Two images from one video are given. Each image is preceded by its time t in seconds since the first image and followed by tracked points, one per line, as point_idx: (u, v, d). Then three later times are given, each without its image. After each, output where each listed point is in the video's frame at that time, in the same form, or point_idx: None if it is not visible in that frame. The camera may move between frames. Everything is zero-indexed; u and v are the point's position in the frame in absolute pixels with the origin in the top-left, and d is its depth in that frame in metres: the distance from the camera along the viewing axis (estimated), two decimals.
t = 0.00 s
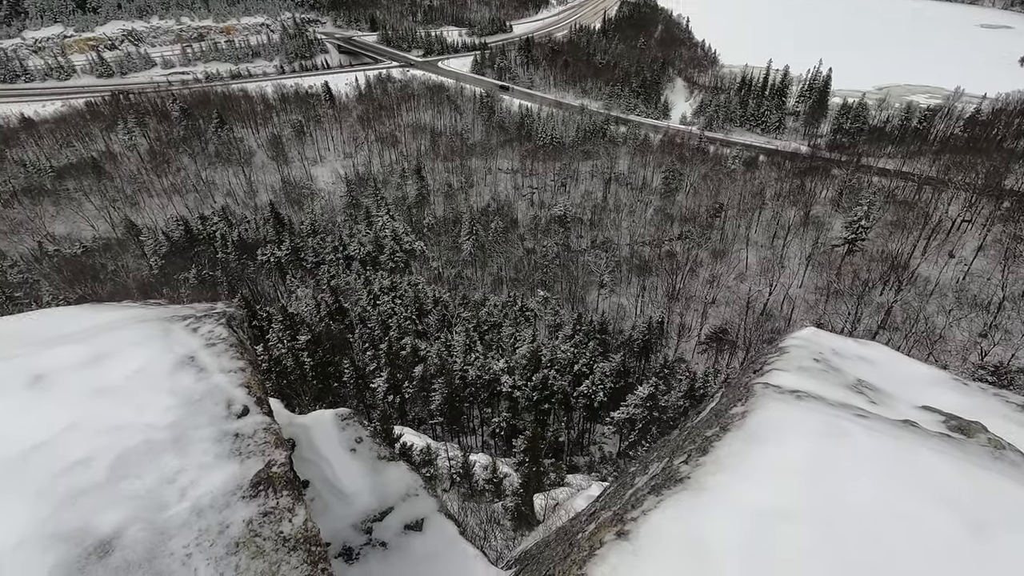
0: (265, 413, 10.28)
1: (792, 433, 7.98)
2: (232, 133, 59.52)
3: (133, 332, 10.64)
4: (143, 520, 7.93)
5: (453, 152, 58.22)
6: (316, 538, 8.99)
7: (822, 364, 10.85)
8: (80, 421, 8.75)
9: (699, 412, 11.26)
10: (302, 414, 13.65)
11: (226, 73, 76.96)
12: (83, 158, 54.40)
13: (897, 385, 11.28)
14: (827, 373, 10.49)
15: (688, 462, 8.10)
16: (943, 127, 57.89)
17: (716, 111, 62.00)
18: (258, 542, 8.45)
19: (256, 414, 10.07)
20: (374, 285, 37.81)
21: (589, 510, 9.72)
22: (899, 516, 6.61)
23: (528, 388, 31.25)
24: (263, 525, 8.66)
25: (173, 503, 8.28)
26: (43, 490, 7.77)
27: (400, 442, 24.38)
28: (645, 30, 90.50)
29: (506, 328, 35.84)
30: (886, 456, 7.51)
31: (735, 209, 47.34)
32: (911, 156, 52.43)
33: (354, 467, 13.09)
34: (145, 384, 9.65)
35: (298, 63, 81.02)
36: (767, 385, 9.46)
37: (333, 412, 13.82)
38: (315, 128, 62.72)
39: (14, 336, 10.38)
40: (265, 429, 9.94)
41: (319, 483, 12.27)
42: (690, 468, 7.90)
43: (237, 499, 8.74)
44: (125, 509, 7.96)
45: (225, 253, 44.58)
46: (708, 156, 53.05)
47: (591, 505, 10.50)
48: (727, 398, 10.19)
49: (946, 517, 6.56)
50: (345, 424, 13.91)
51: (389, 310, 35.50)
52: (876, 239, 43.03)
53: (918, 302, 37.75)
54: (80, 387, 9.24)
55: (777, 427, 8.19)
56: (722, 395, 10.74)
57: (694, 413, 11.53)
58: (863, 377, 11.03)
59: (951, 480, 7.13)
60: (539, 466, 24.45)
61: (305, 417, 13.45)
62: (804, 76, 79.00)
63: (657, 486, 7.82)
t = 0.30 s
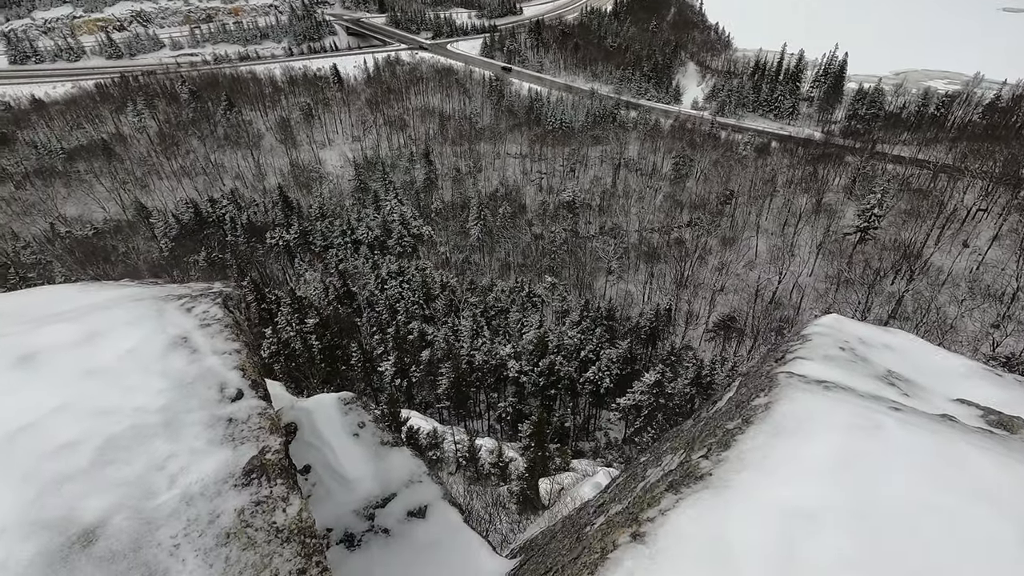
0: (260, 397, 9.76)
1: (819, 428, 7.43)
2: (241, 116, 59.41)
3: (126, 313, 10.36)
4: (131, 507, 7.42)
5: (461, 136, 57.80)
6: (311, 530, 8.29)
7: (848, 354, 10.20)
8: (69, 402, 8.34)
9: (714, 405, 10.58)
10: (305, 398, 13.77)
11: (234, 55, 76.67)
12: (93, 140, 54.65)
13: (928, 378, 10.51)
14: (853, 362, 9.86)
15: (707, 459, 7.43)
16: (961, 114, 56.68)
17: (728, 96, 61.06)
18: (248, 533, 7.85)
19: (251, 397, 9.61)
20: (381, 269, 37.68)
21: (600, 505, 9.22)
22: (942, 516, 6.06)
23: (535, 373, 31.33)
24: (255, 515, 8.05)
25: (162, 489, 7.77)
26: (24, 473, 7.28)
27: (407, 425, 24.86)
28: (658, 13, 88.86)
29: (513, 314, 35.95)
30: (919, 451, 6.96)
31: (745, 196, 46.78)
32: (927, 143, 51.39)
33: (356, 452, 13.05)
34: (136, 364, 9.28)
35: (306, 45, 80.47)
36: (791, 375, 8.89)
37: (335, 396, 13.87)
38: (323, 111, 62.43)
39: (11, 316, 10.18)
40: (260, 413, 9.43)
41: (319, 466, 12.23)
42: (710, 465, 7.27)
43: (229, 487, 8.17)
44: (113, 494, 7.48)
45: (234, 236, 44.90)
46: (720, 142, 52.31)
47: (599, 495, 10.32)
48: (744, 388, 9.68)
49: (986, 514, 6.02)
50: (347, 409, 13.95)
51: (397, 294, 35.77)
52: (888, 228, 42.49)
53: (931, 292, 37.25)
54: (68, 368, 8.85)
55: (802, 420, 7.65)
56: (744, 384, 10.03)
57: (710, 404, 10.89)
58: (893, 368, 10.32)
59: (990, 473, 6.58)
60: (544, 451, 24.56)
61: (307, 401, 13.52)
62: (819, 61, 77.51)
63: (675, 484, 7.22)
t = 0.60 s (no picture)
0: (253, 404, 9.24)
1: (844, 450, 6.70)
2: (246, 104, 59.29)
3: (111, 312, 9.79)
4: (108, 522, 6.78)
5: (466, 125, 57.49)
6: (303, 547, 7.74)
7: (866, 361, 8.86)
8: (49, 409, 7.81)
9: (727, 413, 9.62)
10: (304, 395, 13.54)
11: (238, 42, 76.41)
12: (99, 127, 54.69)
13: (958, 386, 9.03)
14: (873, 373, 8.56)
15: (724, 482, 6.79)
16: (972, 104, 55.94)
17: (735, 85, 60.46)
18: (233, 550, 7.19)
19: (241, 405, 9.03)
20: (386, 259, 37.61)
21: (608, 519, 8.79)
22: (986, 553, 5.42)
23: (539, 363, 31.37)
24: (240, 530, 7.41)
25: (145, 502, 7.15)
26: None
27: (412, 413, 25.16)
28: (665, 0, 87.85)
29: (518, 304, 36.00)
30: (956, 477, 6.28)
31: (752, 187, 46.45)
32: (937, 134, 50.79)
33: (355, 452, 12.87)
34: (120, 369, 8.69)
35: (311, 33, 80.03)
36: (808, 386, 7.97)
37: (334, 394, 13.61)
38: (328, 99, 62.20)
39: None
40: (250, 421, 8.86)
41: (317, 466, 12.06)
42: (728, 490, 6.61)
43: (216, 502, 7.55)
44: (89, 509, 6.84)
45: (240, 225, 45.02)
46: (727, 131, 51.74)
47: (603, 507, 9.90)
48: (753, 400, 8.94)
49: None
50: (346, 407, 13.68)
51: (401, 284, 35.71)
52: (896, 220, 42.13)
53: (939, 284, 36.99)
54: (47, 374, 8.30)
55: (826, 440, 6.91)
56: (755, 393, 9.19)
57: (719, 414, 9.98)
58: (918, 377, 8.93)
59: None
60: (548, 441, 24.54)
61: (304, 400, 13.21)
62: (828, 50, 76.52)
63: (692, 511, 6.58)
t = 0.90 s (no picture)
0: (240, 415, 8.71)
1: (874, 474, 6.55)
2: (245, 97, 58.98)
3: (92, 315, 9.05)
4: (85, 551, 6.25)
5: (466, 117, 57.22)
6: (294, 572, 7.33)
7: (897, 370, 8.30)
8: (21, 424, 7.16)
9: (742, 423, 9.40)
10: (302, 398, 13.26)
11: (237, 34, 76.02)
12: (98, 120, 54.49)
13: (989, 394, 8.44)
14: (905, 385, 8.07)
15: (753, 514, 6.68)
16: (975, 96, 55.63)
17: (737, 78, 60.18)
18: None
19: (229, 417, 8.50)
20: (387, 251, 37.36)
21: (617, 533, 9.09)
22: None
23: (539, 357, 31.48)
24: (228, 554, 6.98)
25: (124, 526, 6.63)
26: None
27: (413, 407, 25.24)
28: None
29: (518, 298, 35.95)
30: (1001, 504, 6.06)
31: (753, 180, 46.26)
32: (939, 126, 50.52)
33: (353, 456, 12.57)
34: (100, 379, 8.02)
35: (310, 24, 79.49)
36: (836, 399, 7.69)
37: (332, 397, 13.35)
38: (327, 92, 61.93)
39: None
40: (238, 435, 8.33)
41: (314, 471, 11.82)
42: (756, 524, 6.51)
43: (201, 523, 7.08)
44: (64, 538, 6.27)
45: (240, 218, 44.81)
46: (728, 124, 51.45)
47: (611, 518, 10.04)
48: (781, 409, 8.52)
49: None
50: (344, 409, 13.43)
51: (401, 277, 35.71)
52: (898, 213, 41.99)
53: (940, 278, 36.93)
54: (19, 384, 7.61)
55: (858, 464, 6.69)
56: (773, 403, 8.98)
57: (734, 423, 9.67)
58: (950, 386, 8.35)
59: None
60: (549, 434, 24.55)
61: (302, 402, 12.97)
62: (831, 41, 75.98)
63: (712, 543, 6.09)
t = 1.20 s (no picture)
0: (215, 444, 8.33)
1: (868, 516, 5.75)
2: (241, 94, 58.76)
3: (66, 334, 8.52)
4: None
5: (463, 114, 57.11)
6: None
7: (888, 393, 7.59)
8: None
9: (735, 446, 8.73)
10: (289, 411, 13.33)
11: (233, 30, 75.73)
12: (94, 118, 54.27)
13: (990, 418, 7.72)
14: (900, 411, 7.30)
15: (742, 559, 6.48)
16: (973, 92, 55.54)
17: (734, 73, 60.11)
18: None
19: (204, 445, 8.15)
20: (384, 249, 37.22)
21: (606, 559, 8.70)
22: None
23: (537, 354, 31.11)
24: None
25: (94, 562, 6.26)
26: None
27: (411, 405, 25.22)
28: None
29: (516, 295, 35.91)
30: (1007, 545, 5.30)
31: (751, 176, 46.25)
32: (937, 122, 50.50)
33: (343, 469, 12.56)
34: (71, 406, 7.59)
35: (306, 20, 79.12)
36: (829, 429, 6.84)
37: (320, 410, 13.42)
38: (324, 88, 61.74)
39: None
40: (213, 464, 8.02)
41: (301, 485, 11.83)
42: None
43: (171, 560, 6.75)
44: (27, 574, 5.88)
45: (236, 215, 44.45)
46: (726, 120, 51.37)
47: (605, 533, 9.76)
48: (775, 434, 7.72)
49: None
50: (333, 422, 13.46)
51: (399, 275, 35.81)
52: (896, 209, 42.01)
53: (937, 274, 37.05)
54: None
55: (852, 505, 5.90)
56: (767, 427, 8.20)
57: (726, 444, 9.05)
58: (947, 411, 7.64)
59: None
60: (547, 431, 24.72)
61: (290, 416, 13.03)
62: (828, 37, 75.95)
63: None
